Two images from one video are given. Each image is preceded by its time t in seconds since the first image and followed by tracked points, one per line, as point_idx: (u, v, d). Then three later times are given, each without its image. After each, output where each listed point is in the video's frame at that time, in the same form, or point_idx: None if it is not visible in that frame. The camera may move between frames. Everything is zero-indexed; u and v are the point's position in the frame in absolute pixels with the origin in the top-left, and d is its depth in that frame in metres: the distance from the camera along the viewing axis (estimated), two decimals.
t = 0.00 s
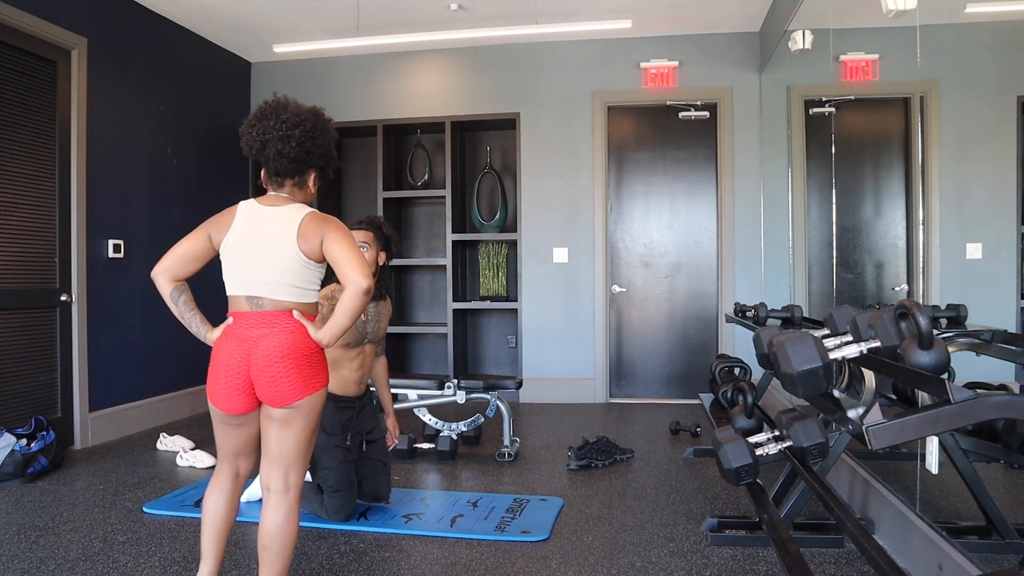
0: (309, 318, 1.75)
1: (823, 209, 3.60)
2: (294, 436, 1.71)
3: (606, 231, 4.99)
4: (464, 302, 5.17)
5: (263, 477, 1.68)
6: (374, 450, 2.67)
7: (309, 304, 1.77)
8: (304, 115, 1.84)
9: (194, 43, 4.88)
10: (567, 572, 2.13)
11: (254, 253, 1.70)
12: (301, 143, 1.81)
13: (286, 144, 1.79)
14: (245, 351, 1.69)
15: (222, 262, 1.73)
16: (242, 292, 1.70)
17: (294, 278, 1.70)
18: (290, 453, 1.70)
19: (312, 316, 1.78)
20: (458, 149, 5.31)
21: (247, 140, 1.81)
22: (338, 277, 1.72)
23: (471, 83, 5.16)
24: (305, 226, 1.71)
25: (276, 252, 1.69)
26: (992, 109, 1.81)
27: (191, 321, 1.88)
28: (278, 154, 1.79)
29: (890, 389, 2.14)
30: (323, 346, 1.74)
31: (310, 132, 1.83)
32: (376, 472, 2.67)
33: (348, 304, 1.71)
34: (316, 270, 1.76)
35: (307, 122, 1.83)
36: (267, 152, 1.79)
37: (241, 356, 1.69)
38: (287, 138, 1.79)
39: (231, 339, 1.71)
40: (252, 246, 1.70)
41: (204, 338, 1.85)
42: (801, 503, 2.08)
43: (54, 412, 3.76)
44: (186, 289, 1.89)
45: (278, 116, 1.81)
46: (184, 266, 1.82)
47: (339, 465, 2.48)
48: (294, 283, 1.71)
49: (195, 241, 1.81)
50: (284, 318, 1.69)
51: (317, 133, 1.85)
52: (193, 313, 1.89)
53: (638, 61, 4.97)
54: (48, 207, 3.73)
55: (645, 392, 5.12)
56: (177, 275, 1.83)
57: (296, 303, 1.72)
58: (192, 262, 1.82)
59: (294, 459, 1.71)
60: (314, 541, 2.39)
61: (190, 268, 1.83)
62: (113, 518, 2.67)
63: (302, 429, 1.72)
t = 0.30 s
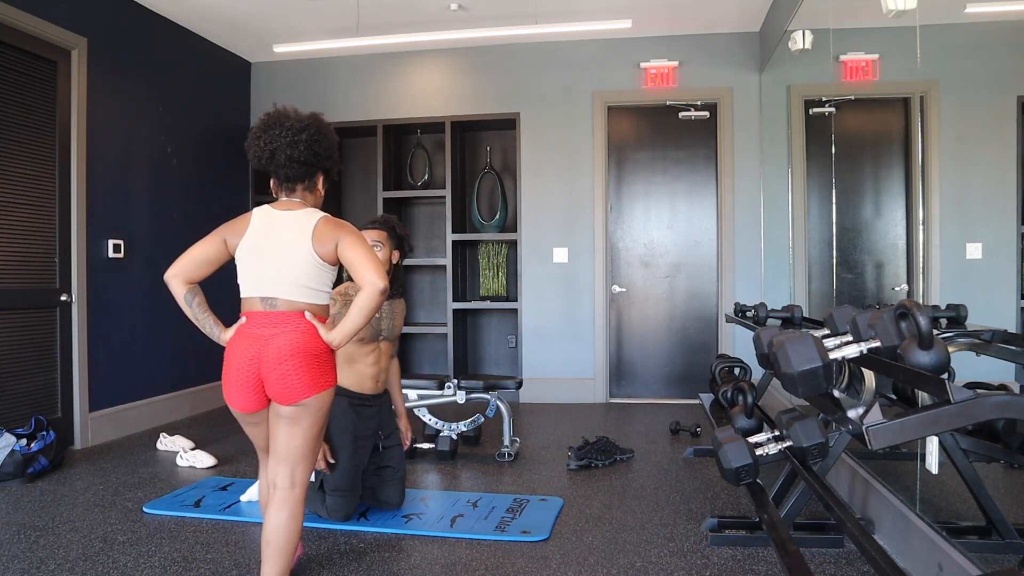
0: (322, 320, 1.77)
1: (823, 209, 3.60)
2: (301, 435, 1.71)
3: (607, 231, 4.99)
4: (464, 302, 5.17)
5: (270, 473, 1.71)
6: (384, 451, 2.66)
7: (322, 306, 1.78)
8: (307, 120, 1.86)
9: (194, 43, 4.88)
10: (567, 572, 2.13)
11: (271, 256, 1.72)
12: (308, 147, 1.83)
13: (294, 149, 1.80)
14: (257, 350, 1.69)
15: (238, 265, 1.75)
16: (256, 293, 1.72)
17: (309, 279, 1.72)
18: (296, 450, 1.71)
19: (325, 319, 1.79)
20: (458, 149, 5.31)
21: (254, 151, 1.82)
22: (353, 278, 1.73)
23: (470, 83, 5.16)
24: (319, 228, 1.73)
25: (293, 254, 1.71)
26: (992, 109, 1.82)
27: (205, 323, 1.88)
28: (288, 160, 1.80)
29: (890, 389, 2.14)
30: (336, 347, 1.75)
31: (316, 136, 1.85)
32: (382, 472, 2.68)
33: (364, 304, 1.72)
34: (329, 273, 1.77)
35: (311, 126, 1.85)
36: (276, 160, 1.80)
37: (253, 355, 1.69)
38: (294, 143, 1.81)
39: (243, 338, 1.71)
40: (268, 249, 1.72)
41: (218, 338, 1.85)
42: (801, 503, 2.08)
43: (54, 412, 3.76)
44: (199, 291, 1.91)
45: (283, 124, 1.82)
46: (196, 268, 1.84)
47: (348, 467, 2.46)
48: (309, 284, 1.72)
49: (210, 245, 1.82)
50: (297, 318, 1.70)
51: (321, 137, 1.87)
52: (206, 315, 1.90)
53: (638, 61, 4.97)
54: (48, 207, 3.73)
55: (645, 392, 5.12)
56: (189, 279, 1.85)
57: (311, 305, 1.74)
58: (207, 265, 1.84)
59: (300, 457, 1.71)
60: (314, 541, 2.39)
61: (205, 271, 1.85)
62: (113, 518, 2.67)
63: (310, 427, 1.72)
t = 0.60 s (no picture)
0: (340, 317, 1.86)
1: (823, 209, 3.60)
2: (321, 426, 1.80)
3: (607, 232, 4.99)
4: (464, 303, 5.17)
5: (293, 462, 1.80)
6: (396, 451, 2.61)
7: (341, 303, 1.88)
8: (315, 130, 1.93)
9: (194, 43, 4.88)
10: (567, 572, 2.13)
11: (291, 258, 1.83)
12: (316, 155, 1.90)
13: (303, 159, 1.88)
14: (278, 343, 1.80)
15: (263, 270, 1.87)
16: (280, 293, 1.83)
17: (325, 277, 1.83)
18: (317, 440, 1.80)
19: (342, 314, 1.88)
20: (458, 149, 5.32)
21: (269, 164, 1.92)
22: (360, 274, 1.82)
23: (470, 83, 5.16)
24: (330, 229, 1.83)
25: (310, 253, 1.82)
26: (992, 109, 1.82)
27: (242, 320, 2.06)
28: (299, 169, 1.88)
29: (890, 389, 2.14)
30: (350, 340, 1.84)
31: (324, 144, 1.92)
32: (393, 472, 2.64)
33: (370, 299, 1.80)
34: (345, 270, 1.87)
35: (319, 135, 1.92)
36: (288, 170, 1.89)
37: (274, 347, 1.80)
38: (303, 153, 1.88)
39: (268, 332, 1.83)
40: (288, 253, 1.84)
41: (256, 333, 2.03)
42: (801, 503, 2.08)
43: (54, 412, 3.76)
44: (230, 293, 2.05)
45: (292, 136, 1.91)
46: (225, 276, 1.97)
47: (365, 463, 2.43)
48: (327, 281, 1.83)
49: (236, 254, 1.94)
50: (316, 316, 1.80)
51: (330, 144, 1.94)
52: (240, 313, 2.06)
53: (638, 61, 4.97)
54: (48, 207, 3.73)
55: (645, 392, 5.12)
56: (217, 285, 1.99)
57: (330, 302, 1.84)
58: (235, 271, 1.97)
59: (320, 447, 1.80)
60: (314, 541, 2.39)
61: (233, 276, 1.98)
62: (113, 518, 2.67)
63: (329, 419, 1.81)
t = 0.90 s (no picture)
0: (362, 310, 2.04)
1: (823, 209, 3.60)
2: (359, 409, 2.00)
3: (606, 232, 4.99)
4: (464, 303, 5.17)
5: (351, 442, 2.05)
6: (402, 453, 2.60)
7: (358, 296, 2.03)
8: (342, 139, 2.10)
9: (195, 43, 4.88)
10: (567, 572, 2.13)
11: (308, 254, 1.98)
12: (338, 162, 2.06)
13: (326, 164, 2.05)
14: (297, 334, 1.98)
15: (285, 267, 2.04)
16: (301, 288, 1.99)
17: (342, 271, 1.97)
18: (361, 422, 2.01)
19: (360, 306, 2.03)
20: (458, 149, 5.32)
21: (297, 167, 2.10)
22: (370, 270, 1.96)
23: (470, 83, 5.16)
24: (342, 226, 1.98)
25: (325, 249, 1.97)
26: (992, 108, 1.82)
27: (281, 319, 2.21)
28: (321, 173, 2.05)
29: (890, 389, 2.15)
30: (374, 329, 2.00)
31: (347, 153, 2.08)
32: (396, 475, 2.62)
33: (384, 292, 1.94)
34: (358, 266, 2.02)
35: (345, 144, 2.09)
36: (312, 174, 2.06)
37: (294, 338, 1.98)
38: (327, 159, 2.06)
39: (288, 326, 2.01)
40: (306, 249, 1.99)
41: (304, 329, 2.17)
42: (801, 503, 2.08)
43: (54, 412, 3.76)
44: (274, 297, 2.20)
45: (321, 143, 2.09)
46: (266, 282, 2.13)
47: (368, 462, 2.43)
48: (344, 275, 1.98)
49: (267, 258, 2.12)
50: (331, 308, 1.97)
51: (353, 153, 2.09)
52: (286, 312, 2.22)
53: (638, 61, 4.97)
54: (48, 207, 3.73)
55: (645, 392, 5.12)
56: (258, 292, 2.13)
57: (346, 294, 1.99)
58: (271, 276, 2.13)
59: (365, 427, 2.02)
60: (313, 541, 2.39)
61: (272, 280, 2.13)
62: (113, 518, 2.67)
63: (364, 401, 2.00)
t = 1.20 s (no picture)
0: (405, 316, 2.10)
1: (823, 209, 3.60)
2: (404, 406, 2.08)
3: (606, 232, 4.99)
4: (464, 303, 5.17)
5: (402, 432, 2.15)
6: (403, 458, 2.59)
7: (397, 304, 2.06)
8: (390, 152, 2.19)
9: (195, 43, 4.88)
10: (567, 572, 2.13)
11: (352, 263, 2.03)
12: (389, 172, 2.15)
13: (378, 172, 2.13)
14: (344, 338, 2.03)
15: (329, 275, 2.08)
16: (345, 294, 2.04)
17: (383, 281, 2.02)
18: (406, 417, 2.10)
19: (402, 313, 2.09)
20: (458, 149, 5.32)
21: (345, 174, 2.16)
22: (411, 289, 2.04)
23: (470, 84, 5.16)
24: (382, 238, 2.03)
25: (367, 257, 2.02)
26: (992, 108, 1.82)
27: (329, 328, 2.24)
28: (371, 181, 2.13)
29: (890, 389, 2.15)
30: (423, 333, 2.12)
31: (396, 164, 2.17)
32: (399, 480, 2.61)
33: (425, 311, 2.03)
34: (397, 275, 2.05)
35: (393, 156, 2.19)
36: (362, 180, 2.13)
37: (341, 342, 2.03)
38: (378, 168, 2.14)
39: (334, 329, 2.05)
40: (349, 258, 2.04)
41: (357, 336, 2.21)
42: (801, 503, 2.08)
43: (54, 412, 3.76)
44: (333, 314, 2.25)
45: (369, 153, 2.16)
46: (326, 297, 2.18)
47: (366, 468, 2.40)
48: (383, 283, 2.02)
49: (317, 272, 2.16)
50: (377, 315, 2.02)
51: (400, 165, 2.19)
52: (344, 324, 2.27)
53: (638, 61, 4.97)
54: (48, 207, 3.73)
55: (645, 392, 5.12)
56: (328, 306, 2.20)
57: (386, 302, 2.03)
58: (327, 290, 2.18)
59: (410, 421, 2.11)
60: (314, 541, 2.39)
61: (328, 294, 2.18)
62: (113, 518, 2.67)
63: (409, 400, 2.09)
